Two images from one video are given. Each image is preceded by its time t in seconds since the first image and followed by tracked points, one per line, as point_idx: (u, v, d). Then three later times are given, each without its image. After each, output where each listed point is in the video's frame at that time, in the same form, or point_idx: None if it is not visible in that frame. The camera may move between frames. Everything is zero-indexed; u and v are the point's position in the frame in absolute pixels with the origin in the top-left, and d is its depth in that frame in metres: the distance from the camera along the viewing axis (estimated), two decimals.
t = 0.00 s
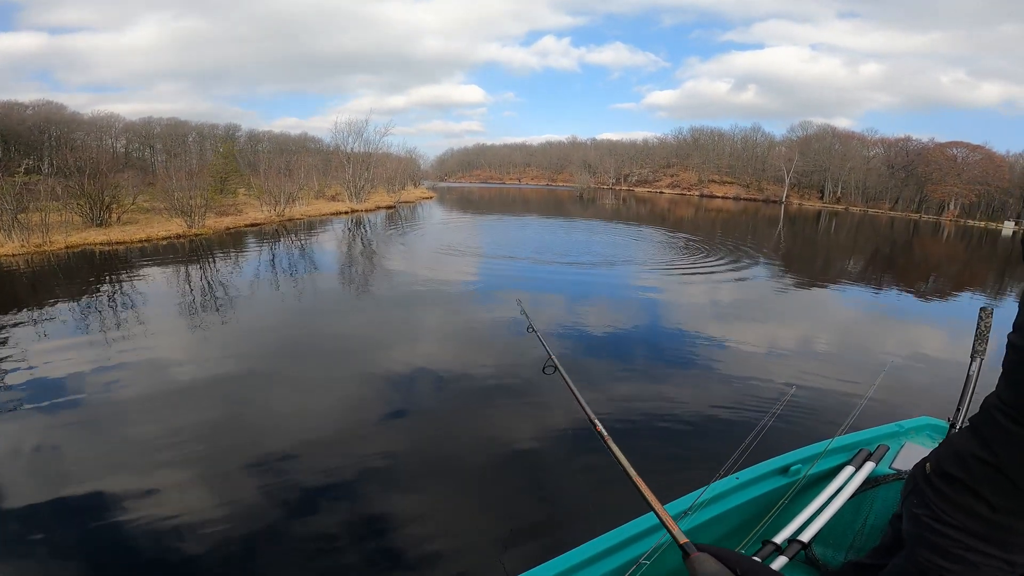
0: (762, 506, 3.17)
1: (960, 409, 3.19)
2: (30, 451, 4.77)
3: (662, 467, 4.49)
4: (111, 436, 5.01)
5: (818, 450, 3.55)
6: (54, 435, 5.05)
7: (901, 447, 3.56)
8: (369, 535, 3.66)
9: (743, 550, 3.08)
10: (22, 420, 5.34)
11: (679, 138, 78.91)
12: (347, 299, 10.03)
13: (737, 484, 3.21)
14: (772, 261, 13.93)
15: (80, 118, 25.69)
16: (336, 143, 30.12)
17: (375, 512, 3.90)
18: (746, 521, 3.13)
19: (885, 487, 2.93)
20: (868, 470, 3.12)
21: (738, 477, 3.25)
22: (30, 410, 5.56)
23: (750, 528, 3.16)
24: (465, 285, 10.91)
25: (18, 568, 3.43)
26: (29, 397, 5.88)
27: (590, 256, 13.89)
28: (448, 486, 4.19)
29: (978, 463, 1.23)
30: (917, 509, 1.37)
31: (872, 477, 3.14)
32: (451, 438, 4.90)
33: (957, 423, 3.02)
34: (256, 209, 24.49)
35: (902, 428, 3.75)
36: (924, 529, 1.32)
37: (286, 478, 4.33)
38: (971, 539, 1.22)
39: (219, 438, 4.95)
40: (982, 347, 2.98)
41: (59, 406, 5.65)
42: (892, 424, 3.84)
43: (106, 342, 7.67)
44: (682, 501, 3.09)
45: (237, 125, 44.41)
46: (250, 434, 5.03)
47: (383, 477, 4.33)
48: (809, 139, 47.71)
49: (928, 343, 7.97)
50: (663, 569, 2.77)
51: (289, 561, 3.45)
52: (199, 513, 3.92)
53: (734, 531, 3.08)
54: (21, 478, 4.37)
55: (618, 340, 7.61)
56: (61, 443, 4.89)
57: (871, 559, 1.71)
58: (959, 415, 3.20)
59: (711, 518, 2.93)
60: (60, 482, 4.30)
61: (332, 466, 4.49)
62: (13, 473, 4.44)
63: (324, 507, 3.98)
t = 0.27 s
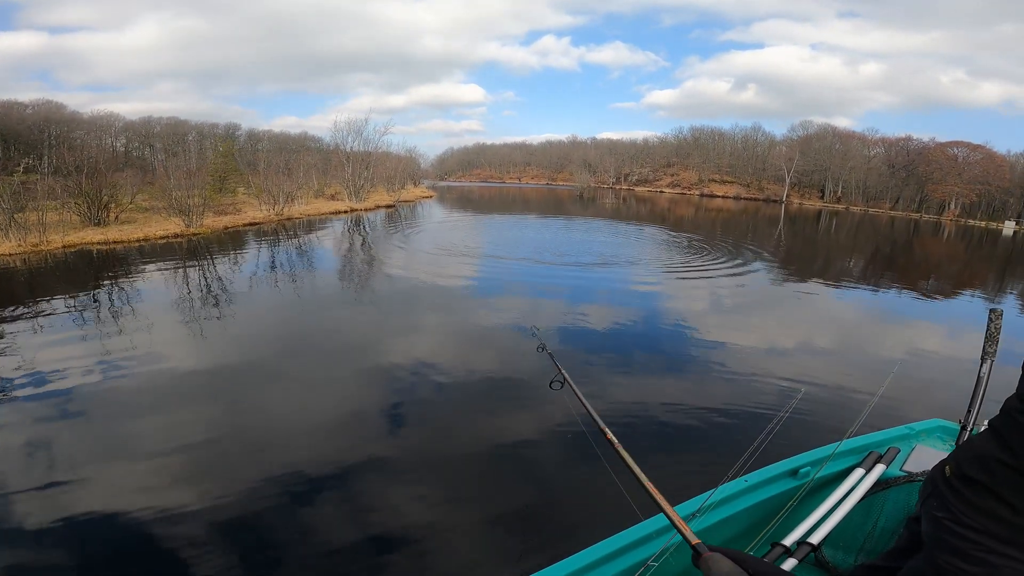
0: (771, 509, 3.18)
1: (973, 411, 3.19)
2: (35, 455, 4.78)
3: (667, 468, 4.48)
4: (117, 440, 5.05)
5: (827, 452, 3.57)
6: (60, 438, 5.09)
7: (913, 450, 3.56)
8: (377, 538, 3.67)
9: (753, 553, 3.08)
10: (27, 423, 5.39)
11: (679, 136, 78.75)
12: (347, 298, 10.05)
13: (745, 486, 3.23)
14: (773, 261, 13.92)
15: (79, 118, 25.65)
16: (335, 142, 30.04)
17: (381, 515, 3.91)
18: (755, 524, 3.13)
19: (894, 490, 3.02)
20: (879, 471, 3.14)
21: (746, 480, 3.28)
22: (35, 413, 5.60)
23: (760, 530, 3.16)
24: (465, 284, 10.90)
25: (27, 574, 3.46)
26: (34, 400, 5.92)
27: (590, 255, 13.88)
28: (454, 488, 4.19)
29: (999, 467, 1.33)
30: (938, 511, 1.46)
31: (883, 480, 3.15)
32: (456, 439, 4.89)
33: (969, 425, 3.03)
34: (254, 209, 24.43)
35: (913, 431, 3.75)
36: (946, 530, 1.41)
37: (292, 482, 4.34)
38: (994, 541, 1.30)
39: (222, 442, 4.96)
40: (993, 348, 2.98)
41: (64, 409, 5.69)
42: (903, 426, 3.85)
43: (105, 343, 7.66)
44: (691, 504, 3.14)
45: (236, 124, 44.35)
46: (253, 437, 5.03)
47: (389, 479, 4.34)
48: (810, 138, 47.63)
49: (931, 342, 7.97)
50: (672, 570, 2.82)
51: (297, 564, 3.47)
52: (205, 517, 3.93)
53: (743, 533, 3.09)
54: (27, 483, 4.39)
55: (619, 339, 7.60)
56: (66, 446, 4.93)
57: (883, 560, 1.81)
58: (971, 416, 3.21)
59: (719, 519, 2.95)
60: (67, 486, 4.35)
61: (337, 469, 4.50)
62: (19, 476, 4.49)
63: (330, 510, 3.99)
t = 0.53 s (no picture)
0: (779, 509, 3.20)
1: (983, 412, 3.19)
2: (29, 457, 4.72)
3: (670, 468, 4.46)
4: (113, 438, 5.02)
5: (837, 451, 3.59)
6: (56, 436, 5.06)
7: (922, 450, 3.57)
8: (379, 537, 3.62)
9: (760, 553, 3.12)
10: (22, 422, 5.35)
11: (675, 137, 78.96)
12: (342, 298, 10.01)
13: (754, 486, 3.23)
14: (769, 260, 13.94)
15: (73, 117, 25.47)
16: (331, 143, 29.95)
17: (384, 513, 3.86)
18: (763, 524, 3.15)
19: (902, 493, 3.05)
20: (889, 472, 3.15)
21: (756, 479, 3.29)
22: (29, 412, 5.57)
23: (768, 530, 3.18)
24: (461, 284, 10.86)
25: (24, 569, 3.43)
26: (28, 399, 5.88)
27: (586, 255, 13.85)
28: (454, 486, 4.16)
29: (1011, 465, 1.34)
30: (948, 508, 1.48)
31: (891, 480, 3.18)
32: (458, 439, 4.85)
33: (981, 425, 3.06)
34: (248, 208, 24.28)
35: (922, 431, 3.75)
36: (956, 528, 1.43)
37: (292, 481, 4.28)
38: (1005, 538, 1.32)
39: (220, 442, 4.90)
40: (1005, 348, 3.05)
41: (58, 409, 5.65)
42: (912, 427, 3.84)
43: (99, 343, 7.60)
44: (700, 502, 3.12)
45: (232, 125, 44.18)
46: (251, 437, 4.98)
47: (389, 477, 4.30)
48: (805, 138, 47.82)
49: (929, 341, 8.00)
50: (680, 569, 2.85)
51: (298, 561, 3.43)
52: (203, 517, 3.86)
53: (751, 533, 3.12)
54: (21, 485, 4.32)
55: (615, 339, 7.58)
56: (62, 445, 4.90)
57: (893, 559, 1.90)
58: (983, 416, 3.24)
59: (728, 518, 2.97)
60: (62, 484, 4.31)
61: (338, 468, 4.44)
62: (15, 474, 4.46)
63: (330, 509, 3.93)
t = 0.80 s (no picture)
0: (761, 508, 3.19)
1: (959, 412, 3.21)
2: None
3: (653, 468, 4.42)
4: (82, 440, 4.86)
5: (817, 451, 3.59)
6: (21, 440, 4.88)
7: (901, 450, 3.58)
8: (356, 545, 3.51)
9: (742, 552, 3.09)
10: None
11: (658, 139, 79.74)
12: (322, 299, 9.87)
13: (736, 485, 3.24)
14: (748, 261, 14.16)
15: (42, 113, 24.65)
16: (312, 141, 29.52)
17: (361, 521, 3.75)
18: (744, 522, 3.15)
19: (882, 491, 3.04)
20: (868, 472, 3.16)
21: (737, 478, 3.28)
22: None
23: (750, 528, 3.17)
24: (444, 284, 10.79)
25: None
26: None
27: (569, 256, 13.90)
28: (436, 486, 4.12)
29: (981, 462, 1.36)
30: (920, 505, 1.51)
31: (870, 480, 3.19)
32: (438, 443, 4.75)
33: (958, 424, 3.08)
34: (226, 208, 23.80)
35: (900, 432, 3.78)
36: (929, 524, 1.46)
37: (265, 489, 4.13)
38: (977, 535, 1.33)
39: (190, 448, 4.71)
40: (983, 351, 3.12)
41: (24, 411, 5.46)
42: (890, 428, 3.87)
43: (66, 345, 7.36)
44: (682, 502, 3.14)
45: (209, 122, 43.26)
46: (223, 442, 4.80)
47: (369, 478, 4.25)
48: (784, 141, 48.72)
49: (903, 342, 8.16)
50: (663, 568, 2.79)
51: (275, 564, 3.37)
52: (177, 520, 3.77)
53: (733, 532, 3.11)
54: None
55: (597, 339, 7.60)
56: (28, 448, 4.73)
57: (867, 558, 1.89)
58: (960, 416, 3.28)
59: (709, 518, 2.96)
60: (27, 488, 4.16)
61: (313, 475, 4.30)
62: None
63: (306, 518, 3.80)
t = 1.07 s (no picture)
0: (731, 507, 3.16)
1: (921, 412, 3.25)
2: None
3: (626, 468, 4.35)
4: (29, 445, 4.56)
5: (785, 452, 3.60)
6: None
7: (865, 450, 3.63)
8: (317, 557, 3.33)
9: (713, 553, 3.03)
10: None
11: (631, 143, 80.89)
12: (290, 299, 9.59)
13: (707, 485, 3.20)
14: (718, 263, 14.44)
15: None
16: (282, 140, 28.78)
17: (323, 530, 3.56)
18: (715, 523, 3.10)
19: (845, 491, 3.11)
20: (834, 471, 3.16)
21: (708, 478, 3.25)
22: None
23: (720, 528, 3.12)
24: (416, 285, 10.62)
25: None
26: None
27: (543, 258, 13.90)
28: (408, 486, 4.02)
29: (940, 462, 1.37)
30: (882, 505, 1.53)
31: (836, 480, 3.22)
32: (407, 446, 4.58)
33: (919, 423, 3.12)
34: (190, 206, 22.94)
35: (865, 433, 3.83)
36: (892, 524, 1.48)
37: (230, 491, 3.96)
38: (937, 535, 1.37)
39: (141, 455, 4.43)
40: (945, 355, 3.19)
41: None
42: (855, 429, 3.92)
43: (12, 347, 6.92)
44: (654, 504, 3.09)
45: (172, 119, 41.68)
46: (177, 448, 4.53)
47: (339, 478, 4.11)
48: (752, 146, 50.04)
49: (865, 341, 8.40)
50: (636, 569, 2.73)
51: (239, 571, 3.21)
52: (134, 527, 3.57)
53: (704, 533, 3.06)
54: None
55: (570, 338, 7.58)
56: None
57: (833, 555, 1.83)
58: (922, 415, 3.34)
59: (681, 519, 2.93)
60: None
61: (273, 481, 4.09)
62: None
63: (263, 528, 3.59)
